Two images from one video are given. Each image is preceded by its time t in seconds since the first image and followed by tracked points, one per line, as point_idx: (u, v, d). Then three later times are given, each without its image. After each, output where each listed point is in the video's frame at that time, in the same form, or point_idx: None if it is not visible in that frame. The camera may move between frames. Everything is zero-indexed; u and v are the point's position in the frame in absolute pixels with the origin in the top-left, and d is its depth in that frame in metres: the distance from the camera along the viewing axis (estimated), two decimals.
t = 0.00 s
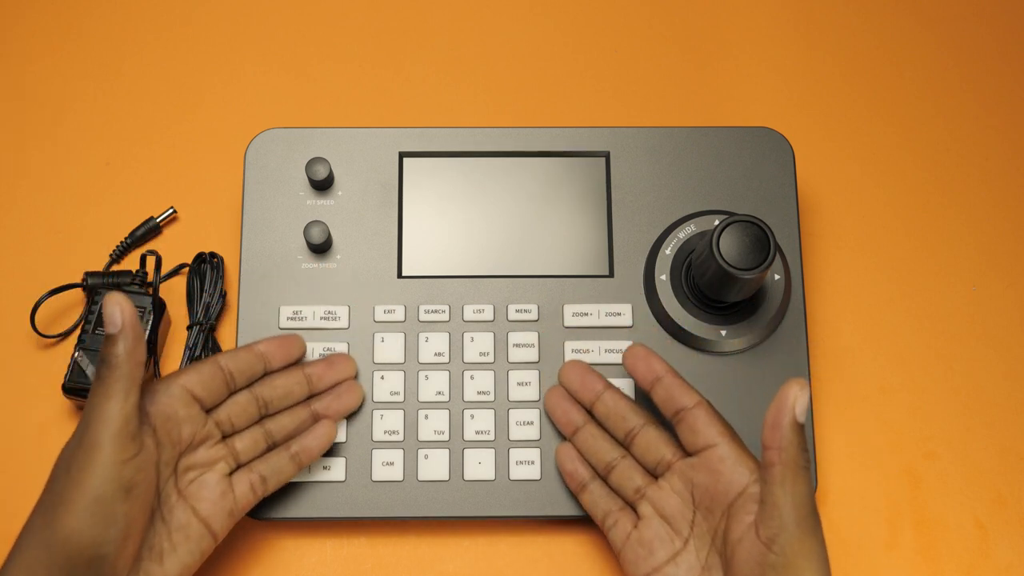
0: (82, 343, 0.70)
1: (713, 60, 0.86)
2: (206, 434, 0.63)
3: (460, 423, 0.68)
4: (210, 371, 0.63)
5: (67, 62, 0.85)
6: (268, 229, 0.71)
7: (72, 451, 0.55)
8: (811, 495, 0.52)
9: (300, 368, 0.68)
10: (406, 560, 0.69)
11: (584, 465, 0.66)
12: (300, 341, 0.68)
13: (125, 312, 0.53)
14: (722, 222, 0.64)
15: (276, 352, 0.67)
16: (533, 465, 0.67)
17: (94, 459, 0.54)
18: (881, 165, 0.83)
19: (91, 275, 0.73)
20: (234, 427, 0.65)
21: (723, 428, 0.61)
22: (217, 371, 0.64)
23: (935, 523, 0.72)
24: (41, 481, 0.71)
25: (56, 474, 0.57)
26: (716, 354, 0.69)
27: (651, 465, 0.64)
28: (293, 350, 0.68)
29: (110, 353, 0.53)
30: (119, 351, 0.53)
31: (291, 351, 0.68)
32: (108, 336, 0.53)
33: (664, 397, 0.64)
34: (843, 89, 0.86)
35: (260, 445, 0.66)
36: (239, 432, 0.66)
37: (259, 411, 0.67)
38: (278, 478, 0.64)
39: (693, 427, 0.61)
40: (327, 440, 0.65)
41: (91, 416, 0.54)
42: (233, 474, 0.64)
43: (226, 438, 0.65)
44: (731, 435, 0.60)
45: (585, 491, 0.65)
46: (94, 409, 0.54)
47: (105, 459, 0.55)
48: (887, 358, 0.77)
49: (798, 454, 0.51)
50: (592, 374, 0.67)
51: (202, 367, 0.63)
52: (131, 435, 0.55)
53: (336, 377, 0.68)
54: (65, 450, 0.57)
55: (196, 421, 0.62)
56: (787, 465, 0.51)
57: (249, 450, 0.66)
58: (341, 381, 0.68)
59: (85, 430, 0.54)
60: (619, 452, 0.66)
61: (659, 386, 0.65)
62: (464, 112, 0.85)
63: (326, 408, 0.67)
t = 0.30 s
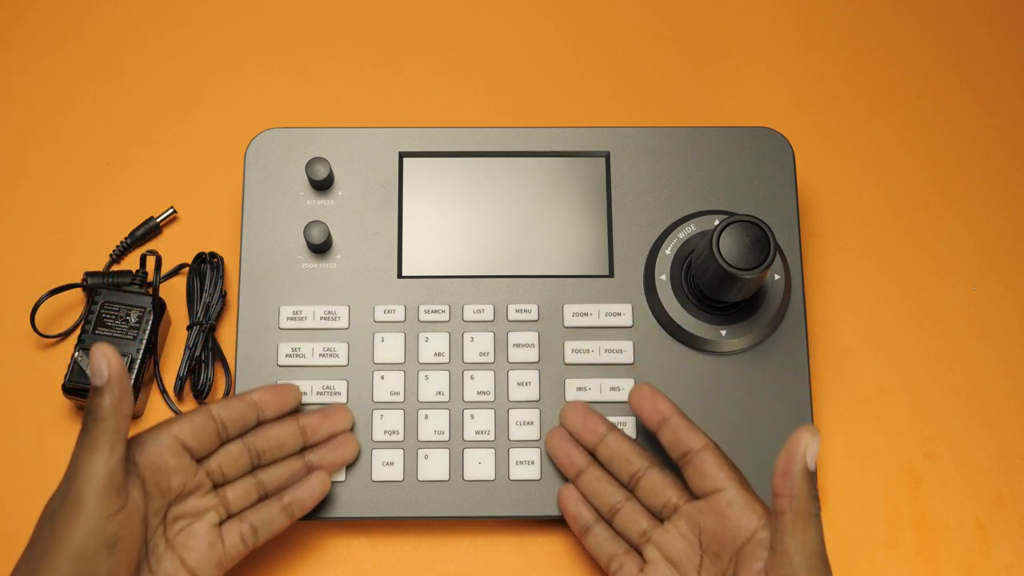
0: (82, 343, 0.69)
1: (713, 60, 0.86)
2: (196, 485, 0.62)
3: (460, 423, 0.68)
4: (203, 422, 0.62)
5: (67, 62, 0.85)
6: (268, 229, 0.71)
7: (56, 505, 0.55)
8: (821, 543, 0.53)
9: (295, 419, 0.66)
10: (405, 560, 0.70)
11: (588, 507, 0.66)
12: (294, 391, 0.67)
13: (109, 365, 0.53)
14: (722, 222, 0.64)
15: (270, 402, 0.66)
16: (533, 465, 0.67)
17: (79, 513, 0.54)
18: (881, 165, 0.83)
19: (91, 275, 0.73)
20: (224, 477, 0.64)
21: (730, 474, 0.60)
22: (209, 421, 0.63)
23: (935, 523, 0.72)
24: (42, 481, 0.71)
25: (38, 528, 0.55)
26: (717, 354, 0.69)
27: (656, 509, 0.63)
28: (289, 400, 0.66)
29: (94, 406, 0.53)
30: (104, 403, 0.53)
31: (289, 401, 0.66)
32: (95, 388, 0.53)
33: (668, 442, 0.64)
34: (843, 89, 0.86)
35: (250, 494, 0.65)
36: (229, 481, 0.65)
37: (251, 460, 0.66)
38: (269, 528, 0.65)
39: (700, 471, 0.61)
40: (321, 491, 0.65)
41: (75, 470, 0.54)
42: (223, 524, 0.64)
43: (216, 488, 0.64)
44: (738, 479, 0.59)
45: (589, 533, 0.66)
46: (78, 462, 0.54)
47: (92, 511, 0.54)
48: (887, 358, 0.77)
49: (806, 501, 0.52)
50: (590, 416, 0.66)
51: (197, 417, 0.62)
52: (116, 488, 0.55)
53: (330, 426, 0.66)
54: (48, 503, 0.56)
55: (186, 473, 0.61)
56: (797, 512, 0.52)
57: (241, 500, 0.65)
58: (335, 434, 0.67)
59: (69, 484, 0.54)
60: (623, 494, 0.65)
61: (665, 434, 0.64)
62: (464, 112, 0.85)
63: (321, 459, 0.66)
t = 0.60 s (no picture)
0: (83, 344, 0.69)
1: (713, 60, 0.86)
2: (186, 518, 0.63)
3: (460, 423, 0.68)
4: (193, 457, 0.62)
5: (67, 62, 0.85)
6: (268, 229, 0.71)
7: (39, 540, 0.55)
8: None
9: (286, 450, 0.66)
10: (406, 559, 0.70)
11: (589, 536, 0.65)
12: (286, 420, 0.66)
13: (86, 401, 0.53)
14: (722, 222, 0.64)
15: (262, 434, 0.65)
16: (533, 465, 0.67)
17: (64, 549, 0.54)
18: (881, 165, 0.83)
19: (91, 275, 0.73)
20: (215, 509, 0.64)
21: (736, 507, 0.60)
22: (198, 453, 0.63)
23: (936, 522, 0.72)
24: (43, 481, 0.71)
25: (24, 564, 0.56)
26: (716, 354, 0.69)
27: (659, 540, 0.63)
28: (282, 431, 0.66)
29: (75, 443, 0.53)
30: (85, 441, 0.53)
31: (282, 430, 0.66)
32: (76, 427, 0.53)
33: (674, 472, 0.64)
34: (843, 89, 0.86)
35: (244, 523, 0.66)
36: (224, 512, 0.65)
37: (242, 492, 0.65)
38: (261, 559, 0.64)
39: (704, 502, 0.61)
40: (312, 522, 0.64)
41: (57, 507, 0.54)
42: (214, 556, 0.64)
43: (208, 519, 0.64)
44: (741, 510, 0.60)
45: (590, 562, 0.65)
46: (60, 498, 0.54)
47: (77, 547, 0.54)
48: (886, 358, 0.77)
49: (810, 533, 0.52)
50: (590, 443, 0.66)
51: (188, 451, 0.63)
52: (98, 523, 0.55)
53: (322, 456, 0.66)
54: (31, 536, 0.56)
55: (175, 505, 0.61)
56: (802, 546, 0.52)
57: (231, 532, 0.65)
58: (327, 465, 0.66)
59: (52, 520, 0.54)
60: (624, 524, 0.65)
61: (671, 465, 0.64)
62: (464, 112, 0.85)
63: (311, 490, 0.65)
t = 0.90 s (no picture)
0: (83, 344, 0.69)
1: (713, 60, 0.87)
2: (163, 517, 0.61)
3: (460, 423, 0.68)
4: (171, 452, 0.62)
5: (67, 62, 0.86)
6: (268, 229, 0.71)
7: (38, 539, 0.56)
8: None
9: (263, 449, 0.65)
10: (406, 560, 0.70)
11: (619, 515, 0.65)
12: (269, 424, 0.66)
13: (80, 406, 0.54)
14: (722, 222, 0.64)
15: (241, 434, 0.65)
16: (533, 465, 0.67)
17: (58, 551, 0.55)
18: (881, 165, 0.83)
19: (90, 275, 0.73)
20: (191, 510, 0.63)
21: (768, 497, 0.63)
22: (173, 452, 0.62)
23: (936, 522, 0.72)
24: (42, 481, 0.71)
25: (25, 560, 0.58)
26: (716, 354, 0.69)
27: (690, 521, 0.63)
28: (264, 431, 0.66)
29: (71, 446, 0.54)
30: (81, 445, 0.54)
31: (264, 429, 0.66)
32: (70, 431, 0.54)
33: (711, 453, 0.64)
34: (843, 89, 0.86)
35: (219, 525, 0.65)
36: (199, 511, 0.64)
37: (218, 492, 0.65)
38: (236, 556, 0.65)
39: (738, 494, 0.63)
40: (295, 529, 0.65)
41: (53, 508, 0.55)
42: (190, 550, 0.63)
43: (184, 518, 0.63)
44: (774, 506, 0.62)
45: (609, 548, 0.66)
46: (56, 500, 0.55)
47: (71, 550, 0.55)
48: (887, 358, 0.77)
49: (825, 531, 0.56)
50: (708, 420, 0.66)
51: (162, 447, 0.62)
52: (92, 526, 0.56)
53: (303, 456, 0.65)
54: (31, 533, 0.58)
55: (151, 503, 0.61)
56: (810, 548, 0.56)
57: (207, 527, 0.64)
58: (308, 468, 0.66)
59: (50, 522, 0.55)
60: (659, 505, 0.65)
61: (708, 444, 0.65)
62: (464, 112, 0.85)
63: (289, 493, 0.65)
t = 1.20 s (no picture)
0: (83, 343, 0.69)
1: (712, 61, 0.87)
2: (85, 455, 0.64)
3: (460, 423, 0.68)
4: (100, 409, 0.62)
5: (67, 62, 0.86)
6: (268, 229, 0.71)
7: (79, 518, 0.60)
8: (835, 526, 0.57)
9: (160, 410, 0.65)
10: (406, 559, 0.70)
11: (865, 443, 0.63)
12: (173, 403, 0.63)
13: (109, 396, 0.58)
14: (721, 222, 0.64)
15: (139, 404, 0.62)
16: (533, 465, 0.67)
17: (106, 522, 0.58)
18: (881, 165, 0.83)
19: (90, 275, 0.73)
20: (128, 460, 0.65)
21: (913, 478, 0.62)
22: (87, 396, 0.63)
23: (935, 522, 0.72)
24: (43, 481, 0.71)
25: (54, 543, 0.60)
26: (716, 353, 0.69)
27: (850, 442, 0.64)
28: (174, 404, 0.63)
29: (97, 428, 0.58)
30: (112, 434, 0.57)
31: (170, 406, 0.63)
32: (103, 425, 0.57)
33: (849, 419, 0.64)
34: (842, 89, 0.86)
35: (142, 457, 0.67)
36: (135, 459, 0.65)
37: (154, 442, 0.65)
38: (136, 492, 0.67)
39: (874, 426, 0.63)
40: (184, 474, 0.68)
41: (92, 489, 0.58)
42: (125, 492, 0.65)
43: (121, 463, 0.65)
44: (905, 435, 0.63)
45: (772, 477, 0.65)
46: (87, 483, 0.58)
47: (115, 520, 0.59)
48: (887, 358, 0.77)
49: (835, 483, 0.56)
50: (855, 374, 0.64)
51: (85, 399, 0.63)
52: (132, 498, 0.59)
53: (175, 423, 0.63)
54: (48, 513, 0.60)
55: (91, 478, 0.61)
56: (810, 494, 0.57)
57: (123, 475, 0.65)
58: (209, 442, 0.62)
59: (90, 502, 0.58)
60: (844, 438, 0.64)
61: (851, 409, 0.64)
62: (464, 112, 0.85)
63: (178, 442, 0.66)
